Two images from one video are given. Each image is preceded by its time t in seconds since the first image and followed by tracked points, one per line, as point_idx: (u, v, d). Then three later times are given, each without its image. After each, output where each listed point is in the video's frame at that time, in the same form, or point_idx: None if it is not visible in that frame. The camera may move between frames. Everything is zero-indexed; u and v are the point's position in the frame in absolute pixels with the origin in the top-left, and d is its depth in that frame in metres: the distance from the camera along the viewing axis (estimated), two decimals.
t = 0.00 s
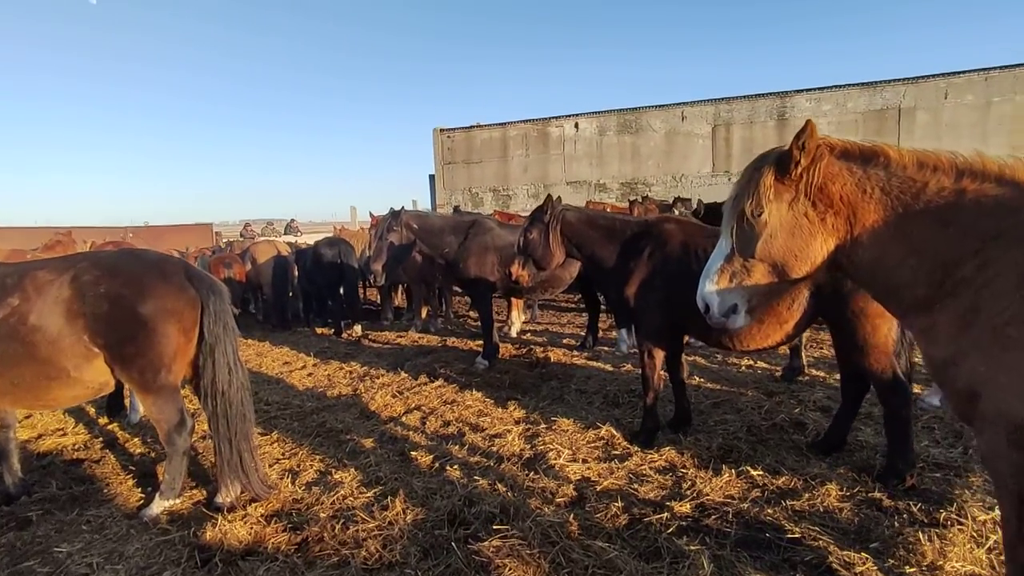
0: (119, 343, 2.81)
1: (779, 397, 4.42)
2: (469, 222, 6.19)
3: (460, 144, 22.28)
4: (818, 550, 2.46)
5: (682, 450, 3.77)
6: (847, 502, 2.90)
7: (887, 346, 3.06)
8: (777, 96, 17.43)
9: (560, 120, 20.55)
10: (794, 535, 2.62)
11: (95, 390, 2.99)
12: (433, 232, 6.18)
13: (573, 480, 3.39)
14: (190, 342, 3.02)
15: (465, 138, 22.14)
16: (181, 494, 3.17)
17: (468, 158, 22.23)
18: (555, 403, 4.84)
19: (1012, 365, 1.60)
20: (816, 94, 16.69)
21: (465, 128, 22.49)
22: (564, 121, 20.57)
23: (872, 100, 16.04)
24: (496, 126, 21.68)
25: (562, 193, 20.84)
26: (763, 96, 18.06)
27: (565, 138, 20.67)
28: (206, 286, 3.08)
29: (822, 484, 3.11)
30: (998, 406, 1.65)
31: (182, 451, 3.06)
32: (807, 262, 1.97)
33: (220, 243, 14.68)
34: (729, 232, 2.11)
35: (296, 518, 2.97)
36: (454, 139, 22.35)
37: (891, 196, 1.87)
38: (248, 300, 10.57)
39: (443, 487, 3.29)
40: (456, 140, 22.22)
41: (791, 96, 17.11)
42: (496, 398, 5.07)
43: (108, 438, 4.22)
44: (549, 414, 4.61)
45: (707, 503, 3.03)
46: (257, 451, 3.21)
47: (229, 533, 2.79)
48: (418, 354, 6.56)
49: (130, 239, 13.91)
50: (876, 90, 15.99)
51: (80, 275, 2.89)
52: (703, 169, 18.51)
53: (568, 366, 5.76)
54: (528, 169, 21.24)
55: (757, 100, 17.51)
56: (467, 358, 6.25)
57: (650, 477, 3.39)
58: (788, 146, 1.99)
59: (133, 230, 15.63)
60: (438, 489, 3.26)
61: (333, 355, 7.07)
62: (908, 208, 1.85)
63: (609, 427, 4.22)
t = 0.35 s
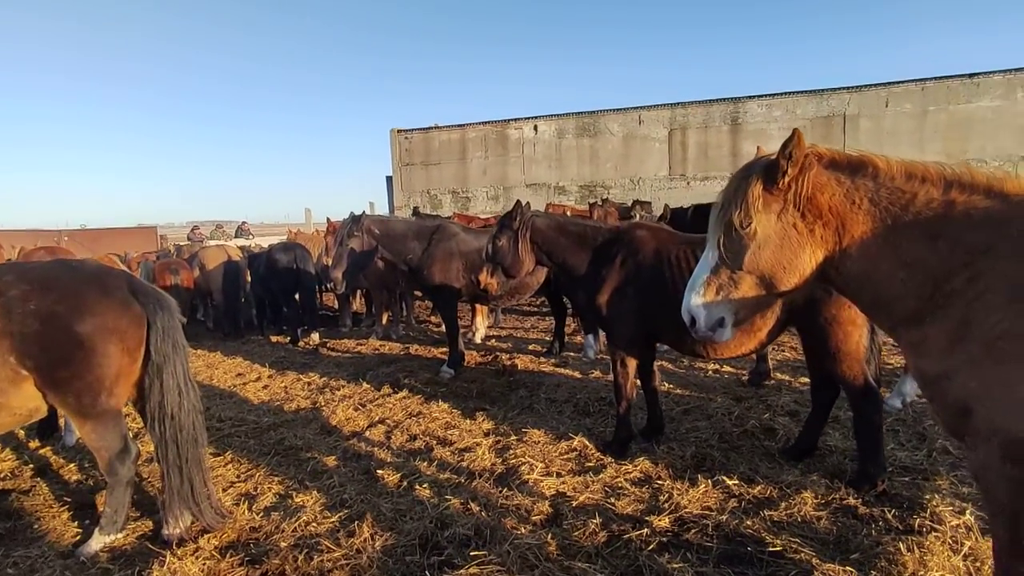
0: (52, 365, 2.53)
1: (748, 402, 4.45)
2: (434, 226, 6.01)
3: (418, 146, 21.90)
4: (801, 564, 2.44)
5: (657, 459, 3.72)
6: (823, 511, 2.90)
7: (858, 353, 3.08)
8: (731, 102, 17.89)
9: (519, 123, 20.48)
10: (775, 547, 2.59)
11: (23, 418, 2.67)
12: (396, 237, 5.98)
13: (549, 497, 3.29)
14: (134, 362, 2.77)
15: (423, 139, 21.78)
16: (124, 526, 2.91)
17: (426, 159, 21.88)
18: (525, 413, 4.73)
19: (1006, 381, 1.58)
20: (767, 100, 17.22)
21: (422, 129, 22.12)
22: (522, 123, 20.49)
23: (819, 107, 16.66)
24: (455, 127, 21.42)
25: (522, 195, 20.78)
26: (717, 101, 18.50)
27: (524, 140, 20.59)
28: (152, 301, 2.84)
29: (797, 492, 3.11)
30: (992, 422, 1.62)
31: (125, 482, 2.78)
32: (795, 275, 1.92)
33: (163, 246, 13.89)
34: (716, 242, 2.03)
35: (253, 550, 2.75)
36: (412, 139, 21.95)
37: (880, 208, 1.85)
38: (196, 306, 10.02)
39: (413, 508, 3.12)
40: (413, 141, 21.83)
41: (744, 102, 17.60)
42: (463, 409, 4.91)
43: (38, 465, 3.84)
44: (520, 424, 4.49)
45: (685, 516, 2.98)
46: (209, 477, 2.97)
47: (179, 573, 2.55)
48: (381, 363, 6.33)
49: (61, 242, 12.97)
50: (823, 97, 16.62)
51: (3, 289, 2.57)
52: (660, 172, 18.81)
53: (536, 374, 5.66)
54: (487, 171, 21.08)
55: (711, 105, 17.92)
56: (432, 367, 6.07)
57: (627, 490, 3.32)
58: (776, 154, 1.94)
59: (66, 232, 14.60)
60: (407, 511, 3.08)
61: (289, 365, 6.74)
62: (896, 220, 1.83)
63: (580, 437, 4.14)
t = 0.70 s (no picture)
0: None
1: (714, 397, 4.53)
2: (397, 222, 5.87)
3: (376, 140, 21.41)
4: (777, 557, 2.47)
5: (629, 456, 3.72)
6: (793, 503, 2.96)
7: (824, 347, 3.15)
8: (687, 101, 18.27)
9: (479, 118, 20.30)
10: (751, 541, 2.61)
11: None
12: (358, 233, 5.81)
13: (523, 497, 3.24)
14: (80, 367, 2.56)
15: (381, 133, 21.31)
16: (69, 545, 2.69)
17: (384, 154, 21.40)
18: (495, 411, 4.66)
19: (983, 376, 1.62)
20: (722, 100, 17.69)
21: (379, 123, 21.65)
22: (482, 118, 20.32)
23: (771, 107, 17.21)
24: (413, 122, 21.06)
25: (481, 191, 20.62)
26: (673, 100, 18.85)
27: (483, 136, 20.42)
28: (99, 301, 2.63)
29: (767, 485, 3.16)
30: (968, 415, 1.67)
31: (71, 497, 2.57)
32: (778, 272, 1.91)
33: (101, 243, 13.08)
34: (698, 239, 2.00)
35: (215, 565, 2.59)
36: (369, 133, 21.43)
37: (859, 205, 1.87)
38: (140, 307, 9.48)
39: (384, 513, 3.01)
40: (371, 135, 21.34)
41: (699, 101, 18.00)
42: (431, 409, 4.80)
43: None
44: (490, 423, 4.42)
45: (660, 513, 2.98)
46: (165, 488, 2.78)
47: None
48: (343, 363, 6.14)
49: None
50: (775, 98, 17.17)
51: None
52: (619, 169, 19.03)
53: (504, 372, 5.61)
54: (447, 167, 20.81)
55: (669, 104, 18.26)
56: (397, 366, 5.92)
57: (602, 488, 3.30)
58: (757, 151, 1.92)
59: None
60: (378, 516, 2.97)
61: (245, 365, 6.45)
62: (875, 218, 1.85)
63: (552, 435, 4.11)
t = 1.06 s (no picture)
0: None
1: (684, 391, 4.62)
2: (360, 219, 5.70)
3: (323, 135, 20.68)
4: (764, 547, 2.54)
5: (606, 452, 3.73)
6: (771, 492, 3.05)
7: (796, 340, 3.25)
8: (637, 100, 18.62)
9: (430, 114, 19.96)
10: (736, 532, 2.67)
11: None
12: (320, 230, 5.60)
13: (505, 497, 3.18)
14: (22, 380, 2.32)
15: (328, 128, 20.62)
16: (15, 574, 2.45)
17: (332, 150, 20.71)
18: (467, 411, 4.58)
19: (971, 366, 1.69)
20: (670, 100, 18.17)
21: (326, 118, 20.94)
22: (434, 114, 19.99)
23: (717, 108, 17.79)
24: (362, 117, 20.49)
25: (433, 188, 20.29)
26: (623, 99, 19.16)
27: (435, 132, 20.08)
28: (44, 306, 2.39)
29: (744, 476, 3.24)
30: (955, 402, 1.74)
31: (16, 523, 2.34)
32: (774, 268, 1.94)
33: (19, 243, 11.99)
34: (695, 236, 1.98)
35: None
36: (317, 129, 20.69)
37: (849, 202, 1.92)
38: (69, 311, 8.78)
39: (364, 521, 2.89)
40: (317, 130, 20.60)
41: (649, 101, 18.38)
42: (400, 410, 4.67)
43: None
44: (463, 423, 4.34)
45: (644, 508, 2.99)
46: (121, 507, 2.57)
47: None
48: (303, 366, 5.90)
49: None
50: (720, 99, 17.77)
51: None
52: (572, 167, 19.21)
53: (473, 371, 5.54)
54: (398, 164, 20.35)
55: (619, 103, 18.55)
56: (361, 368, 5.74)
57: (584, 486, 3.29)
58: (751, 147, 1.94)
59: None
60: (358, 525, 2.85)
61: (196, 371, 6.10)
62: (866, 213, 1.91)
63: (527, 434, 4.06)
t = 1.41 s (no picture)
0: None
1: (653, 385, 4.74)
2: (325, 217, 5.57)
3: (270, 129, 19.88)
4: (746, 534, 2.68)
5: (585, 446, 3.78)
6: (746, 481, 3.19)
7: (766, 335, 3.40)
8: (590, 99, 18.86)
9: (383, 109, 19.54)
10: (718, 522, 2.79)
11: None
12: (285, 229, 5.45)
13: (490, 497, 3.16)
14: None
15: (275, 122, 19.85)
16: None
17: (280, 144, 19.95)
18: (442, 411, 4.54)
19: (946, 357, 1.83)
20: (623, 99, 18.50)
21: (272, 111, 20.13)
22: (386, 109, 19.58)
23: (667, 108, 18.27)
24: (311, 111, 19.83)
25: (386, 185, 19.88)
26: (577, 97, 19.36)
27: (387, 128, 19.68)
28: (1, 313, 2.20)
29: (720, 466, 3.38)
30: (930, 392, 1.88)
31: None
32: (770, 268, 2.08)
33: None
34: (698, 240, 2.04)
35: None
36: (263, 122, 19.87)
37: (834, 205, 2.09)
38: None
39: (348, 527, 2.82)
40: (263, 124, 19.79)
41: (602, 100, 18.65)
42: (372, 412, 4.58)
43: None
44: (439, 423, 4.30)
45: (628, 502, 3.05)
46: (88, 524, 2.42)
47: None
48: (265, 369, 5.69)
49: None
50: (670, 99, 18.25)
51: None
52: (527, 163, 19.29)
53: (443, 370, 5.51)
54: (349, 160, 19.74)
55: (573, 101, 18.74)
56: (327, 370, 5.60)
57: (567, 482, 3.32)
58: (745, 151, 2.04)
59: None
60: (343, 531, 2.79)
61: (148, 377, 5.78)
62: (849, 215, 2.08)
63: (504, 433, 4.05)
